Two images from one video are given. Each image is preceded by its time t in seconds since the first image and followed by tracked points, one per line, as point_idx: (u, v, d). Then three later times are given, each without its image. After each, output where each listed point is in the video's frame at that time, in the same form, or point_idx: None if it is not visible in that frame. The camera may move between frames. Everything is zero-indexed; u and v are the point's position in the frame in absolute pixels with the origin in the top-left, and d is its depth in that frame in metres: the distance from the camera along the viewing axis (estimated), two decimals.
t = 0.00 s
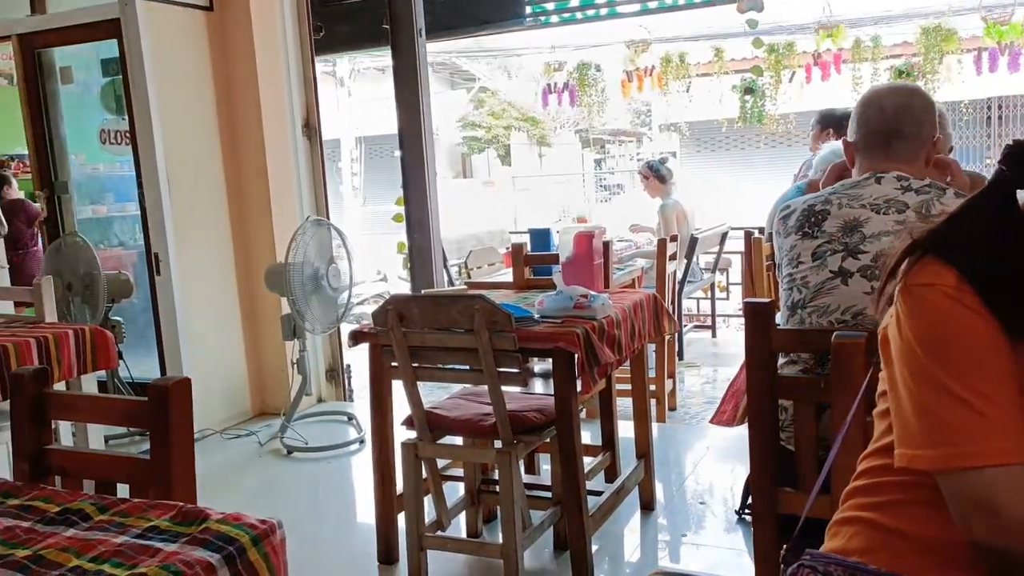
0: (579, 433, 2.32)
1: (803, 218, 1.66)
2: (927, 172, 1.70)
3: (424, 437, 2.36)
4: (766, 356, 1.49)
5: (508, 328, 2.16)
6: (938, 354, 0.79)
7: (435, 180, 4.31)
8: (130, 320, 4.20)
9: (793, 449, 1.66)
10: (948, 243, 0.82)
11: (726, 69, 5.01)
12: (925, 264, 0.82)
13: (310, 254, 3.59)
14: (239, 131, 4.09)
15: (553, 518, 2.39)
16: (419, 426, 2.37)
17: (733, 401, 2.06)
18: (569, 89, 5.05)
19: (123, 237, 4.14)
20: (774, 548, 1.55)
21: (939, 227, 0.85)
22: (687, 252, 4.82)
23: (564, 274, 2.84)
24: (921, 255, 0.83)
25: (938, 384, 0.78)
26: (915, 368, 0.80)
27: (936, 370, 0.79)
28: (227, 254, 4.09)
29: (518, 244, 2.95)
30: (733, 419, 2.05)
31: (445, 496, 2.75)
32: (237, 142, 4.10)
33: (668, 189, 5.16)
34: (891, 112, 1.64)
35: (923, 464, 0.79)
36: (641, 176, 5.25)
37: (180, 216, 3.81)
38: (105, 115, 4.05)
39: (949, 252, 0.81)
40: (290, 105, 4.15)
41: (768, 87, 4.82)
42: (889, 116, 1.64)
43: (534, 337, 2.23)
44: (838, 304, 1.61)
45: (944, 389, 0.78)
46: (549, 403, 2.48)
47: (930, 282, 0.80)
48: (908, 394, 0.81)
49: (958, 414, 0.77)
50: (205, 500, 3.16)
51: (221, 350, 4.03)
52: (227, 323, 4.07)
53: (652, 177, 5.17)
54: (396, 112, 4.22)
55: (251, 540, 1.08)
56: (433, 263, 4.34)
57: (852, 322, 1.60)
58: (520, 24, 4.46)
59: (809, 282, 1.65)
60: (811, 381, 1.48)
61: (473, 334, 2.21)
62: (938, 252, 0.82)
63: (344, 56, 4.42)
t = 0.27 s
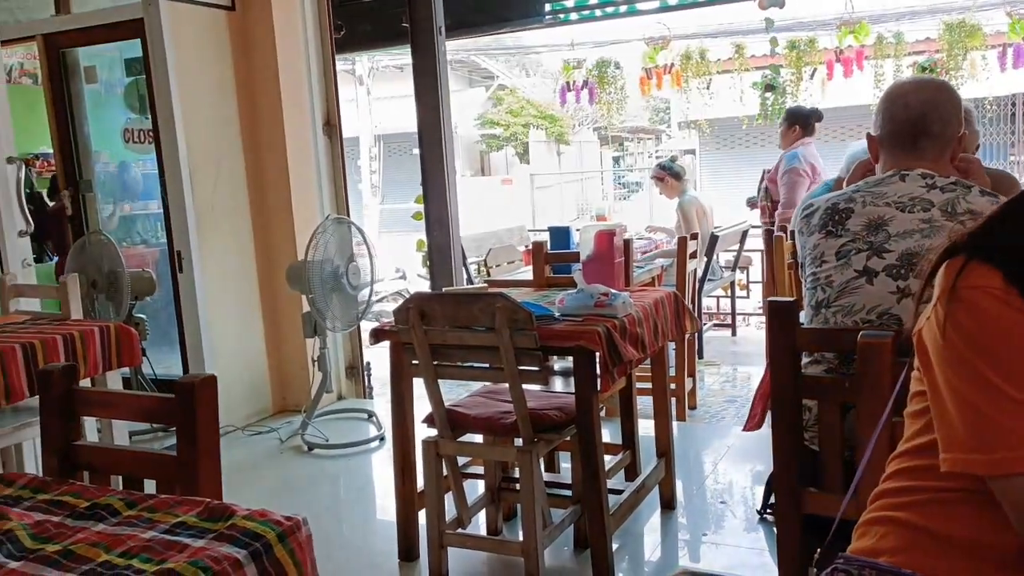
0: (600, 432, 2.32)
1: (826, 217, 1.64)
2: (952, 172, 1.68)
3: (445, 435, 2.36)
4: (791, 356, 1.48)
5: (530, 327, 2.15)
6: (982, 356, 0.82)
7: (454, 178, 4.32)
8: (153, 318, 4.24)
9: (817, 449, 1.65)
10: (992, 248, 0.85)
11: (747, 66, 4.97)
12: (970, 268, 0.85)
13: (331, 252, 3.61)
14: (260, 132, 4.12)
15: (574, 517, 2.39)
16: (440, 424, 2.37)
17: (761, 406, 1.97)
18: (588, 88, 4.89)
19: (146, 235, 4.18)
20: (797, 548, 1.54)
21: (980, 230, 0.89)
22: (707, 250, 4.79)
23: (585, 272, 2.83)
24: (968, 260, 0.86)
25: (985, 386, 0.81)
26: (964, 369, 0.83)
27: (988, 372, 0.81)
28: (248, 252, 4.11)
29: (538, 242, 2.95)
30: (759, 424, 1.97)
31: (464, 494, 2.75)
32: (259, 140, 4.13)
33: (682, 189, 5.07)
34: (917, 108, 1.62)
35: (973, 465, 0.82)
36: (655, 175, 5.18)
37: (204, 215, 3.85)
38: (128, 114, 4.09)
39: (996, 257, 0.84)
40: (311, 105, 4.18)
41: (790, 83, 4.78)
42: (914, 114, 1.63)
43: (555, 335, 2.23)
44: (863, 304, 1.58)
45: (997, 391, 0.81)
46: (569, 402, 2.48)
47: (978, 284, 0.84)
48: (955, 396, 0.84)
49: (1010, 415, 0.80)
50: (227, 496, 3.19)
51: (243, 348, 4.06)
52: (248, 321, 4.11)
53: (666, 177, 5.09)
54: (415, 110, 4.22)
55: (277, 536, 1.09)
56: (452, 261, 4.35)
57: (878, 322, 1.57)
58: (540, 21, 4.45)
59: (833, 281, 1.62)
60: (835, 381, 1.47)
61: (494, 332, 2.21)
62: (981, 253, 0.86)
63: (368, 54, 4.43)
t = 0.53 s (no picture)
0: (618, 431, 2.31)
1: (848, 213, 1.64)
2: (976, 169, 1.66)
3: (463, 433, 2.37)
4: (811, 355, 1.47)
5: (547, 325, 2.16)
6: (998, 351, 0.87)
7: (471, 177, 4.32)
8: (172, 314, 4.27)
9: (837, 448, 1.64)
10: (1015, 244, 0.89)
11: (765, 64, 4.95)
12: (994, 263, 0.90)
13: (349, 250, 3.62)
14: (279, 130, 4.14)
15: (591, 515, 2.39)
16: (457, 422, 2.37)
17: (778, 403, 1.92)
18: (605, 86, 4.98)
19: (165, 233, 4.21)
20: (817, 547, 1.53)
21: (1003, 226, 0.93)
22: (724, 249, 4.76)
23: (602, 270, 2.83)
24: (990, 256, 0.90)
25: (1000, 380, 0.87)
26: (981, 363, 0.88)
27: (1003, 365, 0.87)
28: (267, 250, 4.14)
29: (556, 240, 2.95)
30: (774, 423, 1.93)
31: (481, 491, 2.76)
32: (278, 139, 4.15)
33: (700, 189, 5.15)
34: (942, 105, 1.60)
35: (985, 455, 0.88)
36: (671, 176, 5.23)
37: (223, 213, 3.88)
38: (149, 112, 4.13)
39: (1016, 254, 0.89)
40: (329, 104, 4.19)
41: (807, 83, 4.71)
42: (938, 109, 1.61)
43: (573, 333, 2.22)
44: (884, 304, 1.58)
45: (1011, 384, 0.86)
46: (586, 400, 2.48)
47: (999, 281, 0.88)
48: (972, 388, 0.89)
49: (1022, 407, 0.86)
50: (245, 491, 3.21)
51: (261, 345, 4.09)
52: (267, 319, 4.13)
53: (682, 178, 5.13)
54: (433, 108, 4.23)
55: (298, 531, 1.10)
56: (469, 259, 4.35)
57: (900, 322, 1.57)
58: (557, 20, 4.43)
59: (855, 279, 1.62)
60: (856, 380, 1.46)
61: (512, 330, 2.21)
62: (1003, 250, 0.90)
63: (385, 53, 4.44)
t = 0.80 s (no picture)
0: (629, 429, 2.31)
1: (872, 208, 1.62)
2: (999, 166, 1.65)
3: (475, 430, 2.37)
4: (825, 352, 1.46)
5: (560, 322, 2.15)
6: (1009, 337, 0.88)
7: (483, 175, 4.31)
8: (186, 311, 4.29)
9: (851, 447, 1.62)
10: None
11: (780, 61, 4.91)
12: (1007, 252, 0.92)
13: (361, 247, 3.63)
14: (292, 127, 4.15)
15: (603, 513, 2.38)
16: (469, 419, 2.37)
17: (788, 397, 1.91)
18: (616, 84, 4.83)
19: (178, 230, 4.22)
20: (831, 546, 1.52)
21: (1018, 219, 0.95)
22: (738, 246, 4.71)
23: (615, 267, 2.83)
24: (1003, 246, 0.93)
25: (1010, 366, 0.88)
26: (988, 350, 0.89)
27: (1009, 353, 0.88)
28: (280, 247, 4.15)
29: (568, 238, 2.95)
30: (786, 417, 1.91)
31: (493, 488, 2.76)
32: (291, 136, 4.16)
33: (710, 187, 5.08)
34: (971, 99, 1.57)
35: (993, 442, 0.89)
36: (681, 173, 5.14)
37: (236, 211, 3.89)
38: (162, 110, 4.14)
39: None
40: (341, 102, 4.19)
41: (823, 78, 4.69)
42: (964, 105, 1.58)
43: (585, 331, 2.22)
44: (905, 303, 1.57)
45: (1019, 371, 0.87)
46: (598, 398, 2.47)
47: (1012, 269, 0.90)
48: (982, 376, 0.90)
49: None
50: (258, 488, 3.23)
51: (274, 342, 4.10)
52: (280, 317, 4.14)
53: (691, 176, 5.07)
54: (445, 106, 4.22)
55: (310, 527, 1.10)
56: (481, 257, 4.35)
57: (921, 321, 1.56)
58: (570, 17, 4.41)
59: (876, 276, 1.61)
60: (871, 378, 1.44)
61: (524, 328, 2.21)
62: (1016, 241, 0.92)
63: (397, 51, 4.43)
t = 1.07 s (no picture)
0: (636, 427, 2.31)
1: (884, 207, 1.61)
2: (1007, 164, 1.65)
3: (481, 428, 2.37)
4: (832, 351, 1.46)
5: (567, 320, 2.16)
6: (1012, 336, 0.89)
7: (490, 173, 4.32)
8: (194, 309, 4.31)
9: (858, 446, 1.62)
10: None
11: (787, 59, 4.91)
12: (1006, 252, 0.93)
13: (368, 244, 3.64)
14: (299, 126, 4.16)
15: (609, 511, 2.39)
16: (476, 417, 2.38)
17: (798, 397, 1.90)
18: (625, 82, 4.95)
19: (186, 228, 4.24)
20: (837, 545, 1.52)
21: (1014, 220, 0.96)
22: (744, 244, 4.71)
23: (621, 266, 2.83)
24: (1001, 246, 0.94)
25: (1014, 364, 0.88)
26: (990, 347, 0.90)
27: (1010, 348, 0.88)
28: (287, 245, 4.16)
29: (575, 236, 2.95)
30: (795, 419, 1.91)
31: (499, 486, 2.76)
32: (298, 134, 4.17)
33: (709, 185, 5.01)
34: (982, 96, 1.57)
35: (1002, 441, 0.89)
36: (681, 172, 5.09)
37: (244, 208, 3.90)
38: (170, 108, 4.15)
39: None
40: (349, 100, 4.20)
41: (830, 78, 4.70)
42: (975, 101, 1.58)
43: (592, 329, 2.22)
44: (916, 304, 1.57)
45: (1019, 364, 0.88)
46: (605, 396, 2.48)
47: (1012, 268, 0.91)
48: (985, 373, 0.90)
49: None
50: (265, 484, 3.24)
51: (281, 339, 4.12)
52: (287, 314, 4.16)
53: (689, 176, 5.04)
54: (452, 105, 4.23)
55: (319, 523, 1.11)
56: (488, 255, 4.36)
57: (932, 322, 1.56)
58: (577, 15, 4.41)
59: (887, 278, 1.60)
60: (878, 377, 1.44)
61: (531, 326, 2.21)
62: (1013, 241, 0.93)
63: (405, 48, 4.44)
